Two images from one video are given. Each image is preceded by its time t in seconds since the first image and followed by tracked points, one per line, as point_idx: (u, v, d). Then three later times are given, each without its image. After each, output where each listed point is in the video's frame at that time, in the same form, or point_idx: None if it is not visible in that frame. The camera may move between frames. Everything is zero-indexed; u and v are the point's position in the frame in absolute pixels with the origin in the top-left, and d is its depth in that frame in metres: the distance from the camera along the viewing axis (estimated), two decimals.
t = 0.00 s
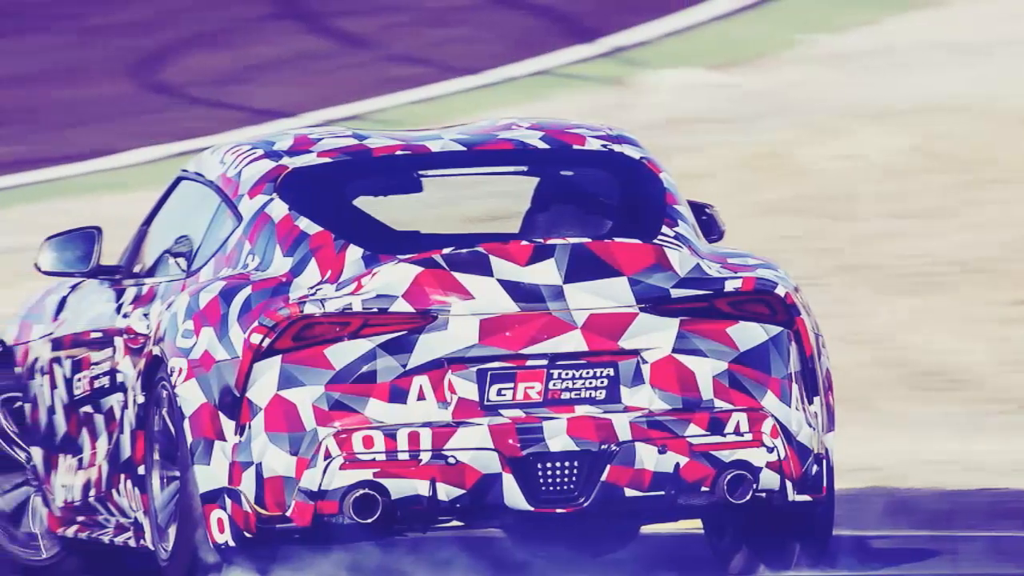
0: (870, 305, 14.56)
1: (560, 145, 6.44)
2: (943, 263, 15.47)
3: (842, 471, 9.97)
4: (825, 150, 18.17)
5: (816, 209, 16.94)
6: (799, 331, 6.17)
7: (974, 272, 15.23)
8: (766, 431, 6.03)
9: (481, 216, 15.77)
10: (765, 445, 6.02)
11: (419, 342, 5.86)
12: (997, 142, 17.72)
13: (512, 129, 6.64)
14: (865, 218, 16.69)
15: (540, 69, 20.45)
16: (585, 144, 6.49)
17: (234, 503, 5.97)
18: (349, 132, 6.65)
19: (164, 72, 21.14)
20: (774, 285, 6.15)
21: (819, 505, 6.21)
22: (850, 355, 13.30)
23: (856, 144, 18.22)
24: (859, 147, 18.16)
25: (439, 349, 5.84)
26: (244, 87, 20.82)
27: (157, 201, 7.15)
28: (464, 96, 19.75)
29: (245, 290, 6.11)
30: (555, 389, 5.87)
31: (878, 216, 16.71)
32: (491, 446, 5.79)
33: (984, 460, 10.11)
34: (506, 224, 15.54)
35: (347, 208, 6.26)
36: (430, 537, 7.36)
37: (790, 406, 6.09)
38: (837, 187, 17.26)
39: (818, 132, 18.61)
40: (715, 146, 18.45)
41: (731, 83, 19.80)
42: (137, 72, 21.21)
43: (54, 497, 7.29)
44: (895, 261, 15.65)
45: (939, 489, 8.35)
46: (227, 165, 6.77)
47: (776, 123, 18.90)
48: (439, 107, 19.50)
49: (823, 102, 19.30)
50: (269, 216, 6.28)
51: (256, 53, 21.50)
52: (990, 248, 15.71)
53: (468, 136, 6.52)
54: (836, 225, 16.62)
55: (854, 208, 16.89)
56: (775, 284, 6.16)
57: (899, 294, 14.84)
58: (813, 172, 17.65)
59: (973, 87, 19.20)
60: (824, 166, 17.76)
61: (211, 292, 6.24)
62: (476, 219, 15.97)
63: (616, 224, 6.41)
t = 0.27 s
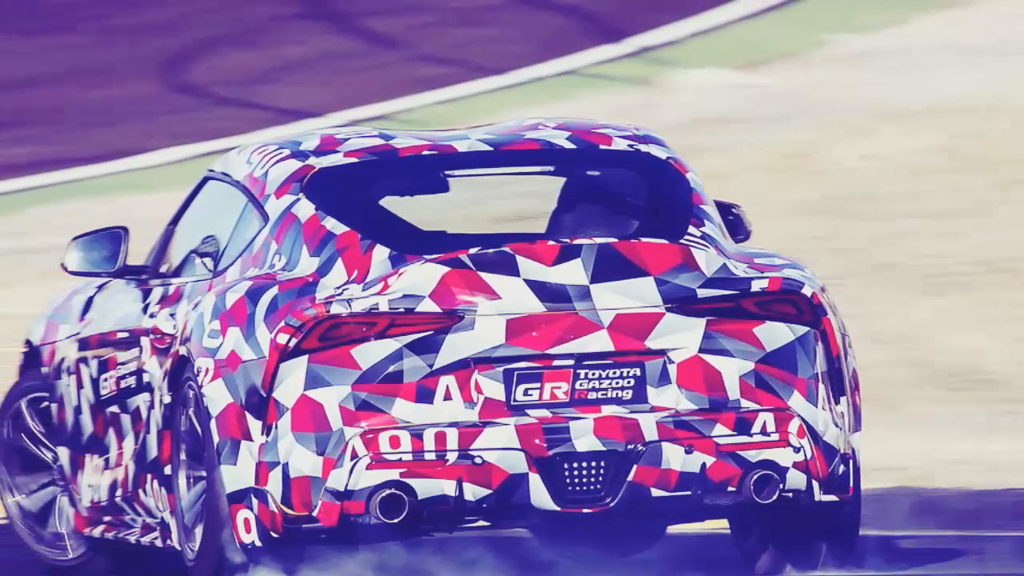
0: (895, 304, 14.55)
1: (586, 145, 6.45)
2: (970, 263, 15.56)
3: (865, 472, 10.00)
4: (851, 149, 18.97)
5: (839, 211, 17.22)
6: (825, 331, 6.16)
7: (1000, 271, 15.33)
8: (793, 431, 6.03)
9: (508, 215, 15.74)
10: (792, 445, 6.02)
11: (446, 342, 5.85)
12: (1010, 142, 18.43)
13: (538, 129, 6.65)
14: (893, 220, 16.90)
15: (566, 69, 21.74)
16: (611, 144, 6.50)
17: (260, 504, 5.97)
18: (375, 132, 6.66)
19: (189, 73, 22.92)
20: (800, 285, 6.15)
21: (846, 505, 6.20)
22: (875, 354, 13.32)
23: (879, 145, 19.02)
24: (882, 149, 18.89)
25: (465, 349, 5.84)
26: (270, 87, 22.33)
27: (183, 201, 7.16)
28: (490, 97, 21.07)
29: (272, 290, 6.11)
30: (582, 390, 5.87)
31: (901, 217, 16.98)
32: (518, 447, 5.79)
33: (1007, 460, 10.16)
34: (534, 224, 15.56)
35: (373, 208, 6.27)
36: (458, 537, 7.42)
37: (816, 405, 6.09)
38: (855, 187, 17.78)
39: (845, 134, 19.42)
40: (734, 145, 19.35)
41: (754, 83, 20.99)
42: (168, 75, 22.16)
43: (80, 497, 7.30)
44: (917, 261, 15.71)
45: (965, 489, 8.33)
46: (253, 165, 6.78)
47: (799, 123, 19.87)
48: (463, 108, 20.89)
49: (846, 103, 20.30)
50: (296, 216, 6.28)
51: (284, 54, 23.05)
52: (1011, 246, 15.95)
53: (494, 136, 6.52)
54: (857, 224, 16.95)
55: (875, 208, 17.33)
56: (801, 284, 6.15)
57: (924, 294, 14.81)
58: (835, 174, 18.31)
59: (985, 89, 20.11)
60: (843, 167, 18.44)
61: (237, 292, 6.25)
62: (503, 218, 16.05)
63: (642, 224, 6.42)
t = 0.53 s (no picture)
0: (919, 305, 14.35)
1: (612, 145, 6.49)
2: (1002, 262, 14.94)
3: (895, 472, 10.41)
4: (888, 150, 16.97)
5: (882, 212, 15.99)
6: (851, 331, 6.16)
7: None
8: (818, 431, 6.02)
9: (534, 216, 15.76)
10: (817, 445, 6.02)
11: (471, 342, 5.85)
12: None
13: (564, 129, 6.68)
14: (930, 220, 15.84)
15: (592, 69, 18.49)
16: (637, 144, 6.53)
17: (286, 503, 5.96)
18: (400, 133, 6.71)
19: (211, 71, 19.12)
20: (825, 285, 6.14)
21: (870, 505, 6.21)
22: (902, 358, 13.38)
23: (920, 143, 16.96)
24: (924, 148, 16.89)
25: (491, 350, 5.84)
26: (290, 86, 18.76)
27: (208, 201, 7.19)
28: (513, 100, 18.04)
29: (297, 290, 6.12)
30: (607, 389, 5.86)
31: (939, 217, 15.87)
32: (543, 447, 5.78)
33: None
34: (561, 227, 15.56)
35: (399, 208, 6.29)
36: (482, 535, 7.56)
37: (841, 406, 6.08)
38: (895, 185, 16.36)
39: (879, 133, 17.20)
40: (771, 144, 17.08)
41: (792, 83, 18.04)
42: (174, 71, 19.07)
43: (106, 497, 7.32)
44: (956, 263, 15.05)
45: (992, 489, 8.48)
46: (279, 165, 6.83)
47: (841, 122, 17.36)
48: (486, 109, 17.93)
49: (883, 98, 17.70)
50: (321, 216, 6.31)
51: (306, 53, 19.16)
52: None
53: (519, 136, 6.56)
54: (901, 225, 15.79)
55: (915, 208, 16.03)
56: (826, 284, 6.15)
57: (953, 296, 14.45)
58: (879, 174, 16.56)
59: None
60: (886, 168, 16.62)
61: (263, 292, 6.26)
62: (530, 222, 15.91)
63: (667, 224, 6.46)
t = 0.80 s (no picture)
0: (939, 304, 14.33)
1: (633, 144, 6.50)
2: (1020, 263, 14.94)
3: (916, 472, 10.42)
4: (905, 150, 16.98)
5: (901, 213, 16.01)
6: (872, 331, 6.15)
7: None
8: (839, 431, 6.02)
9: (554, 216, 15.76)
10: (838, 445, 6.01)
11: (491, 342, 5.85)
12: None
13: (584, 128, 6.69)
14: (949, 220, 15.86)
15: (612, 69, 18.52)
16: (657, 144, 6.54)
17: (306, 503, 5.96)
18: (421, 132, 6.72)
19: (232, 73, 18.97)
20: (846, 284, 6.13)
21: (891, 505, 6.21)
22: (920, 357, 13.39)
23: (939, 143, 16.96)
24: (941, 149, 16.89)
25: (512, 349, 5.84)
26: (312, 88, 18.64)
27: (228, 202, 7.20)
28: (535, 100, 17.99)
29: (318, 290, 6.13)
30: (628, 390, 5.86)
31: (958, 217, 15.93)
32: (564, 447, 5.78)
33: None
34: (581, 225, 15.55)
35: (419, 207, 6.30)
36: (502, 535, 7.58)
37: (862, 406, 6.08)
38: (913, 185, 16.42)
39: (898, 134, 17.22)
40: (789, 146, 17.09)
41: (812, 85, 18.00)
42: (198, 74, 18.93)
43: (126, 497, 7.33)
44: (976, 263, 15.05)
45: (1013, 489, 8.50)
46: (299, 165, 6.84)
47: (863, 123, 17.36)
48: (506, 109, 17.87)
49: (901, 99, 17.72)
50: (341, 216, 6.32)
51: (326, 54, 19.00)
52: None
53: (539, 136, 6.57)
54: (919, 225, 15.81)
55: (935, 208, 16.07)
56: (847, 284, 6.14)
57: (972, 296, 14.46)
58: (897, 174, 16.58)
59: None
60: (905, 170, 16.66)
61: (283, 292, 6.27)
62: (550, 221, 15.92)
63: (688, 224, 6.46)
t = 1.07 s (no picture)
0: (956, 303, 14.34)
1: (654, 145, 6.52)
2: None
3: (935, 472, 10.46)
4: (920, 150, 16.91)
5: (918, 212, 15.96)
6: (893, 331, 6.15)
7: None
8: (860, 431, 6.01)
9: (576, 216, 15.79)
10: (860, 445, 6.01)
11: (513, 342, 5.85)
12: None
13: (606, 129, 6.70)
14: (967, 219, 15.78)
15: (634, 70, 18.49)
16: (679, 144, 6.56)
17: (328, 503, 5.96)
18: (442, 132, 6.74)
19: (255, 72, 19.20)
20: (868, 284, 6.13)
21: (912, 505, 6.21)
22: (937, 357, 13.43)
23: (956, 143, 16.86)
24: (958, 148, 16.78)
25: (533, 349, 5.84)
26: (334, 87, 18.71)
27: (251, 202, 7.21)
28: (555, 100, 18.00)
29: (339, 290, 6.13)
30: (649, 389, 5.86)
31: (977, 216, 15.82)
32: (585, 447, 5.78)
33: None
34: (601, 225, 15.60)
35: (440, 207, 6.31)
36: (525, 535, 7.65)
37: (884, 406, 6.07)
38: (936, 184, 16.33)
39: (915, 133, 17.18)
40: (805, 146, 17.11)
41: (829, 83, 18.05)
42: (222, 73, 19.18)
43: (147, 497, 7.35)
44: (994, 262, 15.05)
45: None
46: (321, 164, 6.87)
47: (882, 123, 17.38)
48: (526, 108, 17.87)
49: (918, 100, 17.66)
50: (363, 216, 6.33)
51: (349, 53, 19.19)
52: None
53: (561, 136, 6.59)
54: (936, 223, 15.73)
55: (955, 207, 15.98)
56: (869, 284, 6.13)
57: (990, 295, 14.45)
58: (917, 174, 16.53)
59: None
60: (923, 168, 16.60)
61: (305, 292, 6.27)
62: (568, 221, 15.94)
63: (710, 224, 6.48)
